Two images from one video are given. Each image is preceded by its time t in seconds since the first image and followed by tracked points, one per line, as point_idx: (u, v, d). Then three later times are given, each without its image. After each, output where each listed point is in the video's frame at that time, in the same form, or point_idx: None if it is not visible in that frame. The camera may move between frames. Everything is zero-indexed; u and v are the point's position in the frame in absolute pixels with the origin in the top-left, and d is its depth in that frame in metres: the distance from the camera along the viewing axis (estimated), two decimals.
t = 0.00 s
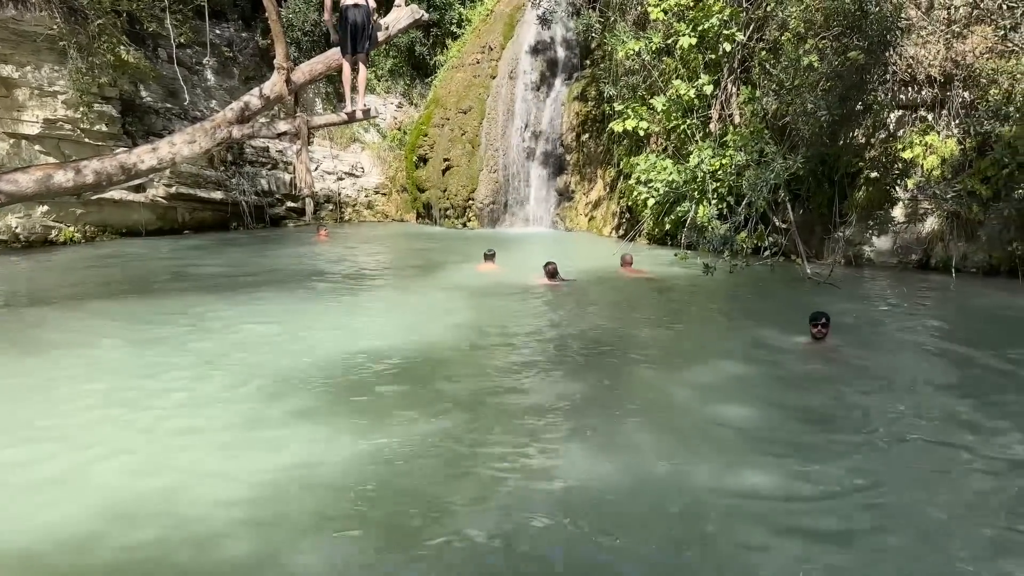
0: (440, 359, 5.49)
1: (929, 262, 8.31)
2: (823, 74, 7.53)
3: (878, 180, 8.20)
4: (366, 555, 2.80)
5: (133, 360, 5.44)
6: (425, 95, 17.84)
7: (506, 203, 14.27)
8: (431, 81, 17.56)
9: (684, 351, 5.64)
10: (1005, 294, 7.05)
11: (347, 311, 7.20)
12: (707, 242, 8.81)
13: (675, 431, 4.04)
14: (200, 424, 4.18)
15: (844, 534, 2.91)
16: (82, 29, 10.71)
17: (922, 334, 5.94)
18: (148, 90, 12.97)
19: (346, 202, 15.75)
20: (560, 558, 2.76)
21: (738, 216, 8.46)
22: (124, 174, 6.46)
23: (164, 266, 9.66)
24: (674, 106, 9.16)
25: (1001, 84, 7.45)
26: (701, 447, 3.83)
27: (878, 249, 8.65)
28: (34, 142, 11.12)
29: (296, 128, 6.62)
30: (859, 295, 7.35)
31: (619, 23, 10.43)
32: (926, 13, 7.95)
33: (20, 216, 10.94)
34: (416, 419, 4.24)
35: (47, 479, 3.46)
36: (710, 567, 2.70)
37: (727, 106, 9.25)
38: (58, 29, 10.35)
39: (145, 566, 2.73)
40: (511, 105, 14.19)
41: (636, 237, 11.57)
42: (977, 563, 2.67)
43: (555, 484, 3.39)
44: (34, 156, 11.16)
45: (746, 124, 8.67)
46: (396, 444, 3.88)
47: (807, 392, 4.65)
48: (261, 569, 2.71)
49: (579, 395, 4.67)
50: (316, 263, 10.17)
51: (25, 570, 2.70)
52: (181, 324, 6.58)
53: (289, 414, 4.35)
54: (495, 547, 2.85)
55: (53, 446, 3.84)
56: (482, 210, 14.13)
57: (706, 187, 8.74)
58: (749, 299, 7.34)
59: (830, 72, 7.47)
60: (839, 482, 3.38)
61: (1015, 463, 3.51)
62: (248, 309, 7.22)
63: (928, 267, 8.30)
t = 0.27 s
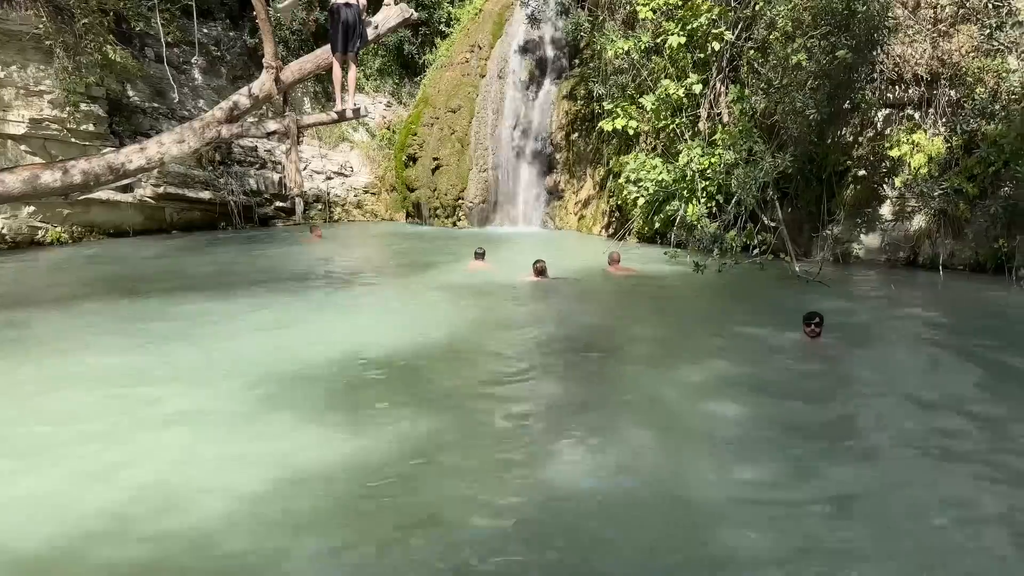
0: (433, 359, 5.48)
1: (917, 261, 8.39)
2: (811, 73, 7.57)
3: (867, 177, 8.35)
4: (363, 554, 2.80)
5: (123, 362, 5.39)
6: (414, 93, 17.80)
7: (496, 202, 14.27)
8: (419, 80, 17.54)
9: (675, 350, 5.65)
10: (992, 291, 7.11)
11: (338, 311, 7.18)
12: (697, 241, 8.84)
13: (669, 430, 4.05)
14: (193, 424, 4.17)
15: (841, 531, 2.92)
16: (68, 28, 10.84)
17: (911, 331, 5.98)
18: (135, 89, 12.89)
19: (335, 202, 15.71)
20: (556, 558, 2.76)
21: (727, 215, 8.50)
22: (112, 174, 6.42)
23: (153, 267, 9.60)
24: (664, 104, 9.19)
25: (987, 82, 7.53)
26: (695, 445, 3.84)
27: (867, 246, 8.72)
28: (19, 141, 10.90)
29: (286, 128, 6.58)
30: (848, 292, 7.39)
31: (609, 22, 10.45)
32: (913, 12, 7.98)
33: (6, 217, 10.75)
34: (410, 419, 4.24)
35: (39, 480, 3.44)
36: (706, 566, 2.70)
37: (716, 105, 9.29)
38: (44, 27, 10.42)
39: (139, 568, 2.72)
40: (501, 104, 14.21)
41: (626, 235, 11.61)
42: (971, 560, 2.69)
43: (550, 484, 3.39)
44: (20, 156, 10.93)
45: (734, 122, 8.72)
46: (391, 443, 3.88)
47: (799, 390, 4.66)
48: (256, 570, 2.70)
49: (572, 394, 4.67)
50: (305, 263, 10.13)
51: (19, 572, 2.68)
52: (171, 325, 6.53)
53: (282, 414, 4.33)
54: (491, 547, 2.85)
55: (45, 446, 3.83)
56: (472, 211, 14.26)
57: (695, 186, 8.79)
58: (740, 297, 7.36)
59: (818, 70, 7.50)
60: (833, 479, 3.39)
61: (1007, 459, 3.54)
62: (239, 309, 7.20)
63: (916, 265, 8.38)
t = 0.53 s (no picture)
0: (421, 359, 5.46)
1: (904, 258, 8.50)
2: (798, 71, 7.60)
3: (854, 175, 8.33)
4: (358, 554, 2.79)
5: (109, 364, 5.35)
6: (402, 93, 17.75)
7: (485, 201, 14.26)
8: (407, 80, 17.51)
9: (665, 348, 5.66)
10: (978, 288, 7.16)
11: (327, 311, 7.16)
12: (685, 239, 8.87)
13: (658, 429, 4.04)
14: (182, 425, 4.15)
15: (830, 529, 2.92)
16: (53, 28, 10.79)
17: (898, 328, 6.00)
18: (121, 89, 12.81)
19: (324, 202, 15.65)
20: (551, 557, 2.76)
21: (716, 214, 8.52)
22: (99, 175, 6.38)
23: (140, 268, 9.53)
24: (652, 104, 9.22)
25: (973, 80, 7.57)
26: (685, 443, 3.83)
27: (856, 244, 8.72)
28: (4, 143, 10.72)
29: (274, 128, 6.54)
30: (836, 290, 7.42)
31: (597, 21, 10.46)
32: (899, 10, 8.01)
33: None
34: (401, 418, 4.23)
35: (29, 481, 3.41)
36: (701, 564, 2.70)
37: (703, 104, 9.32)
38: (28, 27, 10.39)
39: (134, 568, 2.70)
40: (489, 104, 14.21)
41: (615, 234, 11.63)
42: (963, 556, 2.70)
43: (540, 484, 3.38)
44: (5, 158, 10.75)
45: (722, 121, 8.76)
46: (381, 444, 3.86)
47: (789, 388, 4.68)
48: (251, 569, 2.69)
49: (563, 392, 4.67)
50: (294, 263, 10.09)
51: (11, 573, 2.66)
52: (156, 326, 6.47)
53: (271, 416, 4.30)
54: (487, 546, 2.84)
55: (35, 447, 3.80)
56: (461, 210, 14.21)
57: (684, 184, 8.81)
58: (729, 295, 7.38)
59: (805, 68, 7.54)
60: (823, 477, 3.40)
61: (994, 456, 3.55)
62: (227, 310, 7.17)
63: (903, 263, 8.48)
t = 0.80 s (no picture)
0: (412, 361, 5.45)
1: (892, 257, 8.58)
2: (786, 71, 7.64)
3: (841, 175, 8.40)
4: (351, 556, 2.79)
5: (98, 368, 5.31)
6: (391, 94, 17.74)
7: (476, 202, 14.27)
8: (397, 81, 17.49)
9: (656, 348, 5.66)
10: (966, 287, 7.20)
11: (317, 313, 7.14)
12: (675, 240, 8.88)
13: (650, 429, 4.05)
14: (172, 428, 4.13)
15: (824, 528, 2.94)
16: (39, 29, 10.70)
17: (888, 327, 6.03)
18: (108, 91, 12.74)
19: (313, 203, 15.61)
20: (545, 558, 2.76)
21: (706, 214, 8.55)
22: (87, 177, 6.35)
23: (128, 271, 9.48)
24: (641, 104, 9.23)
25: (959, 80, 7.59)
26: (677, 443, 3.84)
27: (843, 243, 8.75)
28: None
29: (263, 129, 6.50)
30: (825, 289, 7.45)
31: (585, 22, 10.47)
32: (886, 10, 8.05)
33: None
34: (392, 420, 4.22)
35: (20, 485, 3.40)
36: (694, 565, 2.71)
37: (692, 104, 9.35)
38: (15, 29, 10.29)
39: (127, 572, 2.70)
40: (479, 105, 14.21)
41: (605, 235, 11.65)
42: (954, 555, 2.72)
43: (533, 485, 3.38)
44: None
45: (711, 121, 8.80)
46: (373, 447, 3.85)
47: (780, 387, 4.69)
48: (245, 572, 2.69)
49: (555, 393, 4.67)
50: (283, 265, 10.05)
51: None
52: (145, 330, 6.44)
53: (263, 419, 4.29)
54: (480, 548, 2.84)
55: (25, 452, 3.78)
56: (451, 210, 14.17)
57: (674, 184, 8.83)
58: (719, 295, 7.40)
59: (793, 69, 7.57)
60: (815, 476, 3.41)
61: (983, 454, 3.58)
62: (216, 312, 7.14)
63: (892, 262, 8.56)
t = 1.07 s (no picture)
0: (405, 364, 5.45)
1: (883, 258, 8.52)
2: (776, 73, 7.69)
3: (832, 176, 8.47)
4: (344, 559, 2.79)
5: (89, 372, 5.30)
6: (382, 97, 17.73)
7: (467, 205, 14.26)
8: (388, 84, 17.50)
9: (648, 350, 5.68)
10: (955, 288, 7.25)
11: (309, 316, 7.14)
12: (667, 242, 8.90)
13: (644, 429, 4.07)
14: (166, 432, 4.13)
15: (816, 527, 2.96)
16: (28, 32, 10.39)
17: (878, 328, 6.07)
18: (98, 95, 12.70)
19: (304, 207, 15.58)
20: (538, 560, 2.76)
21: (697, 216, 8.57)
22: (77, 181, 6.35)
23: (118, 276, 9.44)
24: (632, 106, 9.23)
25: (948, 82, 7.67)
26: (671, 444, 3.86)
27: (834, 245, 8.82)
28: None
29: (254, 133, 6.43)
30: (814, 290, 7.49)
31: (576, 25, 10.49)
32: (875, 13, 8.10)
33: None
34: (386, 423, 4.23)
35: (12, 490, 3.39)
36: (686, 566, 2.72)
37: (683, 106, 9.37)
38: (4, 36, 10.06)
39: None
40: (470, 108, 14.24)
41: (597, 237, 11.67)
42: (944, 555, 2.73)
43: (528, 486, 3.40)
44: None
45: (702, 123, 8.83)
46: (367, 449, 3.85)
47: (770, 388, 4.72)
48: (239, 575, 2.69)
49: (547, 395, 4.68)
50: (274, 269, 10.03)
51: None
52: (136, 334, 6.43)
53: (256, 422, 4.29)
54: (474, 550, 2.84)
55: (17, 457, 3.77)
56: (442, 213, 14.18)
57: (665, 187, 8.83)
58: (710, 297, 7.43)
59: (783, 70, 7.63)
60: (807, 475, 3.44)
61: (973, 454, 3.61)
62: (208, 316, 7.13)
63: (883, 263, 8.50)
